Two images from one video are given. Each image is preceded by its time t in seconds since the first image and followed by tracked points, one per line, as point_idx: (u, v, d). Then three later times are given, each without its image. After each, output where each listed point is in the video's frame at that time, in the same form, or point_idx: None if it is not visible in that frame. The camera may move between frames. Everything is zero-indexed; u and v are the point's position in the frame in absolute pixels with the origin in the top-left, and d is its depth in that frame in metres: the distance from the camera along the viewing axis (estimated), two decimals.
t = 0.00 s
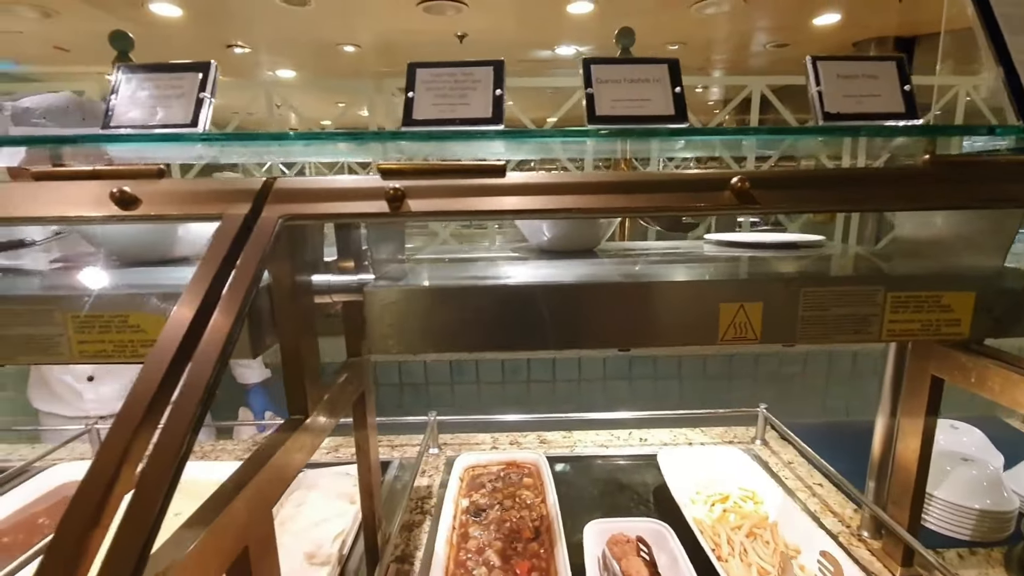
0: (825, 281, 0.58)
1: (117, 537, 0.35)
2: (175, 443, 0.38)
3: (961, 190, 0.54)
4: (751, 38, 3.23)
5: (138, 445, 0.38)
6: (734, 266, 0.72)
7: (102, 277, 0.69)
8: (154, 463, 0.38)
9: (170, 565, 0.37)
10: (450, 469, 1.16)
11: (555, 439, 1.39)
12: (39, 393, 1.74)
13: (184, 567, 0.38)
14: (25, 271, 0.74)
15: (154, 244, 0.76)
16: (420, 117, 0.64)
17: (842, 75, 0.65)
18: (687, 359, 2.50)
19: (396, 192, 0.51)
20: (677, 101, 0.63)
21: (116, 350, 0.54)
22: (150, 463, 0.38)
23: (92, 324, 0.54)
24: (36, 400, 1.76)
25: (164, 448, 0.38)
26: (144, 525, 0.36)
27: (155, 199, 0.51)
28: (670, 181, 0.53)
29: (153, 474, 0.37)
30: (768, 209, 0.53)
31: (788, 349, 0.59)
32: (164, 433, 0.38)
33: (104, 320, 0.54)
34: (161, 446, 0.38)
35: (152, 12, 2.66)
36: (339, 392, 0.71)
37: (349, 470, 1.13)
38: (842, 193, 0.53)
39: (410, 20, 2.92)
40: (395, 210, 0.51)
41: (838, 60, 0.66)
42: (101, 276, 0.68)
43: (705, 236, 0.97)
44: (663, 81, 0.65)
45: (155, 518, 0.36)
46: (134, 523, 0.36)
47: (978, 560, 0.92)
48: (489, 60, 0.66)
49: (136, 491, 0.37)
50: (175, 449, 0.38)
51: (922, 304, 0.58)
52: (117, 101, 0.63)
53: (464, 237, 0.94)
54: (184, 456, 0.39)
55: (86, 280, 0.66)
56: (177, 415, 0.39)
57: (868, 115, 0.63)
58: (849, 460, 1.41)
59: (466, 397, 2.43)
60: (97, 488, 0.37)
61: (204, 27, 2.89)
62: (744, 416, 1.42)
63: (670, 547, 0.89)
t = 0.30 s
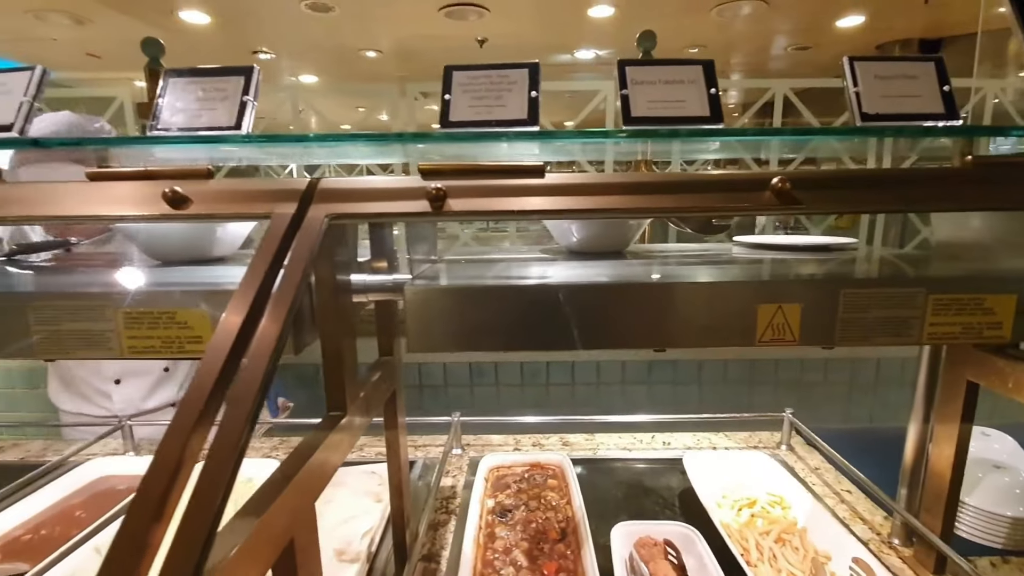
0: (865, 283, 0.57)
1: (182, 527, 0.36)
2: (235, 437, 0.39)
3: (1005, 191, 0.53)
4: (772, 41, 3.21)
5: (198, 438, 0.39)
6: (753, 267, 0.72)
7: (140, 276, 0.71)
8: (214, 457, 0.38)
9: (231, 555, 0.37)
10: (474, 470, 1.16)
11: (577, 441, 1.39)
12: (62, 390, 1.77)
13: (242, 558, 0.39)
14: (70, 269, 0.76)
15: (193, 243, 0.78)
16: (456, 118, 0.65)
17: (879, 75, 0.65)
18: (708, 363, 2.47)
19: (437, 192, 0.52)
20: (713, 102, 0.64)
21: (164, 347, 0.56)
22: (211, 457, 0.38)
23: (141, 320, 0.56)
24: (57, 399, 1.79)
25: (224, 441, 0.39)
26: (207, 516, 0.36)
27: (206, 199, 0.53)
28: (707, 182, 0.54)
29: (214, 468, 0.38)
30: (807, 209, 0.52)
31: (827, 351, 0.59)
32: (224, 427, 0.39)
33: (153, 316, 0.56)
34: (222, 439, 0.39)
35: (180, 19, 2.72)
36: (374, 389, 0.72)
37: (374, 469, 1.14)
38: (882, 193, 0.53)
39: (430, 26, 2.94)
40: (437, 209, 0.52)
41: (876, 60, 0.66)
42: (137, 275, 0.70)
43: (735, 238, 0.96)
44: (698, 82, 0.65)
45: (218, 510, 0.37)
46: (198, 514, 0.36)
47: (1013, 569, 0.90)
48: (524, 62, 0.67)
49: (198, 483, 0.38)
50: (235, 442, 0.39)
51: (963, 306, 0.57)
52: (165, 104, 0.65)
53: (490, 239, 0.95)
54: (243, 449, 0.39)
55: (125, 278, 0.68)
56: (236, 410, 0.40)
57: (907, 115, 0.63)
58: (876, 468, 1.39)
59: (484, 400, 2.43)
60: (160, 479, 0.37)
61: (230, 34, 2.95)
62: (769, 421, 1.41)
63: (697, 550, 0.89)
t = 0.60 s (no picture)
0: (891, 286, 0.57)
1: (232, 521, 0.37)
2: (279, 433, 0.40)
3: None
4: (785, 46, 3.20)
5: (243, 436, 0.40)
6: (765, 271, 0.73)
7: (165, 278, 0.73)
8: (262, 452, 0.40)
9: (279, 548, 0.38)
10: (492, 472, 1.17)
11: (592, 444, 1.39)
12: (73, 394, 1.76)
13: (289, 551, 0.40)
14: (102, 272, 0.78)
15: (222, 246, 0.81)
16: (482, 125, 0.66)
17: (901, 81, 0.65)
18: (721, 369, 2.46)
19: (467, 197, 0.53)
20: (735, 108, 0.65)
21: (200, 347, 0.58)
22: (257, 453, 0.40)
23: (178, 321, 0.58)
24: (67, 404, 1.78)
25: (270, 438, 0.40)
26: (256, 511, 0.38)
27: (244, 203, 0.54)
28: (731, 188, 0.55)
29: (262, 463, 0.39)
30: (832, 214, 0.53)
31: (851, 355, 0.59)
32: (270, 423, 0.40)
33: (189, 317, 0.58)
34: (267, 436, 0.40)
35: (201, 27, 2.77)
36: (399, 390, 0.73)
37: (392, 470, 1.15)
38: (907, 198, 0.53)
39: (445, 32, 2.97)
40: (467, 214, 0.53)
41: (899, 66, 0.67)
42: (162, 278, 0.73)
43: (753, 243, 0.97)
44: (721, 88, 0.66)
45: (265, 505, 0.38)
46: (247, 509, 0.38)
47: None
48: (548, 69, 0.68)
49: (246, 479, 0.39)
50: (280, 439, 0.40)
51: (989, 311, 0.58)
52: (200, 111, 0.67)
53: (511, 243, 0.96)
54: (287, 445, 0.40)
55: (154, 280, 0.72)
56: (279, 407, 0.41)
57: (930, 120, 0.63)
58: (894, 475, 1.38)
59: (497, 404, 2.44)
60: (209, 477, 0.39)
61: (248, 42, 2.99)
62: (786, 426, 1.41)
63: (717, 554, 0.89)
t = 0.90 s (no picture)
0: (910, 294, 0.58)
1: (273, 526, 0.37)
2: (316, 437, 0.41)
3: None
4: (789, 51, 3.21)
5: (279, 441, 0.41)
6: (775, 277, 0.73)
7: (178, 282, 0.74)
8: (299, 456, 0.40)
9: (312, 553, 0.39)
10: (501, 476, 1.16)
11: (599, 449, 1.39)
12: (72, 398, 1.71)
13: (322, 556, 0.41)
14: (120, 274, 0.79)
15: (239, 250, 0.82)
16: (501, 131, 0.67)
17: (918, 90, 0.66)
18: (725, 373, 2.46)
19: (491, 203, 0.54)
20: (753, 115, 0.65)
21: (223, 351, 0.59)
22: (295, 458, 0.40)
23: (200, 325, 0.58)
24: (65, 408, 1.72)
25: (307, 441, 0.40)
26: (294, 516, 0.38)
27: (270, 208, 0.55)
28: (752, 195, 0.55)
29: (300, 467, 0.40)
30: (853, 222, 0.54)
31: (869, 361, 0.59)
32: (306, 428, 0.41)
33: (211, 321, 0.58)
34: (304, 441, 0.40)
35: (207, 30, 2.78)
36: (415, 394, 0.73)
37: (401, 474, 1.15)
38: (928, 206, 0.54)
39: (449, 36, 2.97)
40: (491, 220, 0.53)
41: (915, 75, 0.67)
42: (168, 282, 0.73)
43: (765, 249, 0.97)
44: (739, 96, 0.66)
45: (304, 510, 0.39)
46: (286, 514, 0.38)
47: None
48: (567, 76, 0.69)
49: (284, 483, 0.39)
50: (316, 443, 0.41)
51: (1008, 319, 0.58)
52: (221, 116, 0.68)
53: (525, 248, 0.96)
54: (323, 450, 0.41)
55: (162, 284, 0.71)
56: (316, 411, 0.42)
57: (946, 129, 0.64)
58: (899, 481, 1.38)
59: (500, 408, 2.43)
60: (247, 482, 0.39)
61: (254, 45, 3.00)
62: (793, 432, 1.41)
63: (730, 561, 0.89)
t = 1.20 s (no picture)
0: (946, 303, 0.57)
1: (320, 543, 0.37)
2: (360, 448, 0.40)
3: None
4: (794, 54, 3.21)
5: (320, 454, 0.40)
6: (802, 284, 0.72)
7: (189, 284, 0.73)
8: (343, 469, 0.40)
9: (356, 567, 0.39)
10: (516, 482, 1.15)
11: (612, 454, 1.38)
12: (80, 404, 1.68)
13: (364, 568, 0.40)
14: (137, 278, 0.78)
15: (258, 255, 0.80)
16: (526, 136, 0.66)
17: (949, 94, 0.65)
18: (733, 377, 2.45)
19: (525, 208, 0.52)
20: (782, 120, 0.65)
21: (247, 358, 0.58)
22: (338, 471, 0.40)
23: (225, 331, 0.57)
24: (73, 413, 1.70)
25: (351, 454, 0.40)
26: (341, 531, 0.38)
27: (298, 213, 0.54)
28: (787, 201, 0.54)
29: (344, 480, 0.39)
30: (891, 229, 0.53)
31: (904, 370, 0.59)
32: (349, 441, 0.40)
33: (236, 327, 0.57)
34: (347, 454, 0.40)
35: (213, 32, 2.78)
36: (437, 401, 0.72)
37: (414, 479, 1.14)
38: (967, 213, 0.53)
39: (455, 38, 2.96)
40: (524, 225, 0.52)
41: (946, 79, 0.66)
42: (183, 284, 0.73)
43: (783, 253, 0.97)
44: (768, 100, 0.66)
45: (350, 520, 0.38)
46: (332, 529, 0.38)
47: None
48: (592, 80, 0.68)
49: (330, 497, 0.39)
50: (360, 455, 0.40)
51: None
52: (242, 120, 0.67)
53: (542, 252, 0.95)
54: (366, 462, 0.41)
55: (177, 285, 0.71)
56: (357, 421, 0.41)
57: (978, 134, 0.63)
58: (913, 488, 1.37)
59: (507, 412, 2.42)
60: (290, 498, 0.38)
61: (259, 47, 3.00)
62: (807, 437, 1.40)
63: (751, 569, 0.88)
